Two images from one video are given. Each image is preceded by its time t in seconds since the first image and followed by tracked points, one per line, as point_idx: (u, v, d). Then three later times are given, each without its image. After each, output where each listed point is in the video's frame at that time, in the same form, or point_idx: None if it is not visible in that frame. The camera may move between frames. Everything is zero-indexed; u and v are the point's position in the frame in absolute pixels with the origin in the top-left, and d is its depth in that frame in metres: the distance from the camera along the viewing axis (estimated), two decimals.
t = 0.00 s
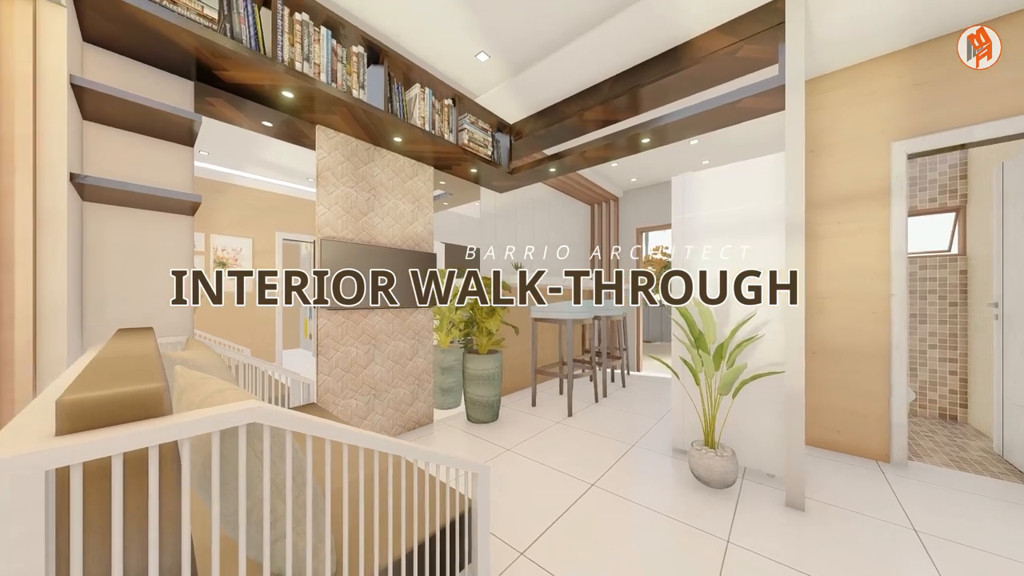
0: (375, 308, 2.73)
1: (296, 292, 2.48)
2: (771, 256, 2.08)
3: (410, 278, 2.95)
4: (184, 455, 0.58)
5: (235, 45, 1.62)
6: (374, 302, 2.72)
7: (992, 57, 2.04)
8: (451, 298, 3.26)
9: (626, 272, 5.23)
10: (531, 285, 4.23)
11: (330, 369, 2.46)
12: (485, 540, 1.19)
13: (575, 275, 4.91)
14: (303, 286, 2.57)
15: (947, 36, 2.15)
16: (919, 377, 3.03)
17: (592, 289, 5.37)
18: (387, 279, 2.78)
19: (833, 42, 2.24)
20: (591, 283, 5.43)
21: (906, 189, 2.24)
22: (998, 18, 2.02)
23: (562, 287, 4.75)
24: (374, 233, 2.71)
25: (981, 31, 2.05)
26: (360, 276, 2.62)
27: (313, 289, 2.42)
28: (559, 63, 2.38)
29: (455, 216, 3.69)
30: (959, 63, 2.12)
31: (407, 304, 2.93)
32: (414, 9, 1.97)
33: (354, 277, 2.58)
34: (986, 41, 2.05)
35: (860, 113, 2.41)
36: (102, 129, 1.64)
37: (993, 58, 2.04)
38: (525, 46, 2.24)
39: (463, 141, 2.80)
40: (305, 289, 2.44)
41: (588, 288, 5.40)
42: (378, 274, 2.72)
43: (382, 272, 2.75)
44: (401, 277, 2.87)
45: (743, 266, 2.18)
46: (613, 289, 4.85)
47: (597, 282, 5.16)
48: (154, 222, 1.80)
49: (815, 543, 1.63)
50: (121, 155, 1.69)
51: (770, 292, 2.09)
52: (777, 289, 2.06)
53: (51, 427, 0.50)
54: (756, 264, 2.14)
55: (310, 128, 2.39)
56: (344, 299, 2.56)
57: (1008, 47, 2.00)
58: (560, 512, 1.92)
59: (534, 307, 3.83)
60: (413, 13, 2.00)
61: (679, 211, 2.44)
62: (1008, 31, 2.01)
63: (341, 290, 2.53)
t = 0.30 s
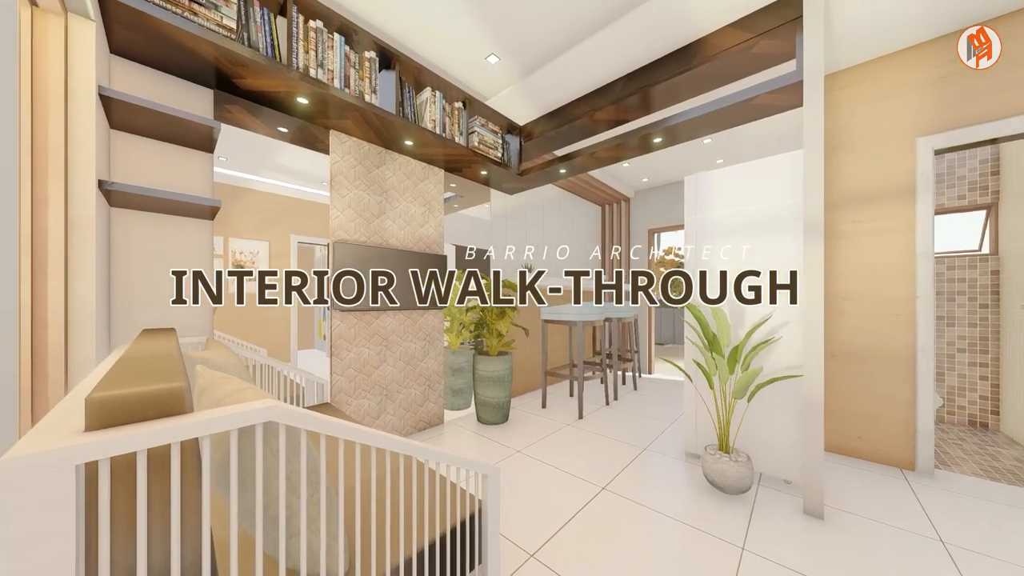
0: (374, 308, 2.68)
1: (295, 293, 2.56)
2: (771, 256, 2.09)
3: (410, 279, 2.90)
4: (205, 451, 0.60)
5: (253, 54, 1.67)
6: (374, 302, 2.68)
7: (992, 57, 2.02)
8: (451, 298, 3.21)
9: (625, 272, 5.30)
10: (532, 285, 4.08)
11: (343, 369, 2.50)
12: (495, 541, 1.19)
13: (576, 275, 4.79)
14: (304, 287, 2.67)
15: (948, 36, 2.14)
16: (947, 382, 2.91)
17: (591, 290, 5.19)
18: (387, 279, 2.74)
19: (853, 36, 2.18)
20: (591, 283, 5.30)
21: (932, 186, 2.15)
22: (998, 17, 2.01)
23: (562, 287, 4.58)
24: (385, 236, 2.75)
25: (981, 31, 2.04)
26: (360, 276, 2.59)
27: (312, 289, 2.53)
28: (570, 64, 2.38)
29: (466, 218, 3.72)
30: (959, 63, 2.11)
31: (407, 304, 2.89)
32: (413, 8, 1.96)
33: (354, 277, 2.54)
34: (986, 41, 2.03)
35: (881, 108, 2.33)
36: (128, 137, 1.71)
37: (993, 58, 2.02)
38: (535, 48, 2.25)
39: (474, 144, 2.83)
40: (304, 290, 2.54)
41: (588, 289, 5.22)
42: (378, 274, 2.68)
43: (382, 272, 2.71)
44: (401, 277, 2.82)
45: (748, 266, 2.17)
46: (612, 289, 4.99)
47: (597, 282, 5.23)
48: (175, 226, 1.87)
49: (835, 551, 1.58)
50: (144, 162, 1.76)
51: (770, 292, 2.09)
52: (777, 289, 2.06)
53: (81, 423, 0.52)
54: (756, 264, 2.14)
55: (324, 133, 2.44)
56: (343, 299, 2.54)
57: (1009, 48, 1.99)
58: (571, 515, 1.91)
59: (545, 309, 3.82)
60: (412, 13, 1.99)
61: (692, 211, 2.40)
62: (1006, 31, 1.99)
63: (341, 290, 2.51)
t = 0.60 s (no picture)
0: (374, 308, 2.64)
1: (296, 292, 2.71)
2: (772, 256, 2.09)
3: (410, 279, 2.85)
4: (224, 449, 0.61)
5: (269, 61, 1.72)
6: (374, 302, 2.64)
7: (992, 57, 2.03)
8: (451, 297, 3.16)
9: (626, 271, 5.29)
10: (531, 285, 3.85)
11: (355, 370, 2.53)
12: (504, 542, 1.19)
13: (575, 275, 4.67)
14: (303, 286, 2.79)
15: (948, 36, 2.14)
16: (976, 387, 2.79)
17: (591, 290, 4.99)
18: (387, 279, 2.70)
19: (874, 28, 2.12)
20: (591, 283, 5.02)
21: (961, 183, 2.07)
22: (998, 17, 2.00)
23: (561, 287, 4.47)
24: (397, 239, 2.78)
25: (981, 31, 2.03)
26: (360, 276, 2.57)
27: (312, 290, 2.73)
28: (581, 64, 2.38)
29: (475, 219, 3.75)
30: (960, 63, 2.11)
31: (407, 305, 2.84)
32: (412, 8, 1.95)
33: (354, 277, 2.52)
34: (986, 41, 2.04)
35: (905, 103, 2.26)
36: (152, 145, 1.77)
37: (993, 58, 2.03)
38: (545, 49, 2.25)
39: (483, 146, 2.84)
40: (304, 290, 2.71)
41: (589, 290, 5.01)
42: (378, 274, 2.65)
43: (382, 272, 2.68)
44: (401, 277, 2.78)
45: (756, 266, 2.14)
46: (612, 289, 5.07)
47: (597, 283, 5.17)
48: (196, 230, 1.93)
49: (856, 560, 1.53)
50: (167, 169, 1.82)
51: (770, 292, 2.09)
52: (777, 289, 2.06)
53: (108, 420, 0.54)
54: (756, 264, 2.14)
55: (337, 137, 2.49)
56: (343, 299, 2.53)
57: (1008, 48, 1.99)
58: (581, 517, 1.89)
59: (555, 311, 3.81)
60: (411, 12, 1.98)
61: (705, 211, 2.36)
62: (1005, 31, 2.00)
63: (341, 290, 2.50)
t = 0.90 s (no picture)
0: (375, 309, 2.64)
1: (296, 292, 2.76)
2: (771, 256, 2.09)
3: (410, 279, 2.81)
4: (240, 447, 0.63)
5: (284, 68, 1.76)
6: (373, 302, 2.64)
7: (992, 57, 2.03)
8: (451, 297, 3.13)
9: (626, 271, 5.24)
10: (532, 285, 3.61)
11: (367, 370, 2.57)
12: (513, 544, 1.19)
13: (575, 275, 4.53)
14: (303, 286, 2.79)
15: (948, 36, 2.14)
16: (1006, 393, 2.66)
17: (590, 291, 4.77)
18: (387, 280, 2.68)
19: (895, 21, 2.06)
20: (591, 283, 4.79)
21: (991, 179, 1.98)
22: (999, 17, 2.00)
23: (561, 287, 4.35)
24: (407, 241, 2.81)
25: (981, 31, 2.04)
26: (360, 276, 2.57)
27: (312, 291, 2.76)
28: (591, 64, 2.37)
29: (485, 221, 3.77)
30: (959, 63, 2.11)
31: (407, 305, 2.81)
32: (412, 7, 1.94)
33: (354, 277, 2.54)
34: (986, 41, 2.03)
35: (928, 97, 2.18)
36: (173, 151, 1.83)
37: (993, 58, 2.02)
38: (554, 50, 2.25)
39: (493, 148, 2.85)
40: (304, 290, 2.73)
41: (587, 290, 4.79)
42: (378, 274, 2.63)
43: (382, 272, 2.65)
44: (401, 277, 2.75)
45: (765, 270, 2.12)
46: (613, 289, 5.01)
47: (596, 283, 5.01)
48: (214, 234, 1.98)
49: (877, 570, 1.47)
50: (187, 175, 1.88)
51: (770, 293, 2.10)
52: (777, 289, 2.07)
53: (131, 418, 0.56)
54: (755, 264, 2.15)
55: (349, 141, 2.54)
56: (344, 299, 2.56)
57: (1008, 48, 1.99)
58: (591, 520, 1.88)
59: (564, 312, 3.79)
60: (411, 12, 1.98)
61: (718, 211, 2.32)
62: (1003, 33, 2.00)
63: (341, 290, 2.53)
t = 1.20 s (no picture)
0: (376, 309, 2.63)
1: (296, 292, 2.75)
2: (773, 257, 2.09)
3: (410, 279, 2.78)
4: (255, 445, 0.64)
5: (297, 74, 1.80)
6: (373, 303, 2.63)
7: (992, 57, 2.01)
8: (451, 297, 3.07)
9: (626, 272, 5.18)
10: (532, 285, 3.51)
11: (377, 371, 2.59)
12: (522, 545, 1.18)
13: (575, 275, 4.45)
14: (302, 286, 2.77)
15: (948, 36, 2.14)
16: None
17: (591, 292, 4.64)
18: (387, 280, 2.66)
19: (915, 14, 2.00)
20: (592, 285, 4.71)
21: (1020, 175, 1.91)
22: (999, 17, 2.00)
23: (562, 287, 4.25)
24: (417, 242, 2.84)
25: (981, 31, 2.03)
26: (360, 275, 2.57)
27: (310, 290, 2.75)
28: (600, 65, 2.36)
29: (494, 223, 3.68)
30: (959, 63, 2.10)
31: (406, 305, 2.77)
32: (412, 8, 1.95)
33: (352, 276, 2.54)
34: (986, 41, 2.03)
35: (952, 91, 2.12)
36: (191, 157, 1.89)
37: (993, 58, 2.01)
38: (564, 50, 2.25)
39: (501, 149, 2.86)
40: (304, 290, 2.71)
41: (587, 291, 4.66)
42: (378, 274, 2.61)
43: (382, 271, 2.63)
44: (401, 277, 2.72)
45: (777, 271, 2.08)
46: (612, 289, 4.88)
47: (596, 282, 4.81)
48: (230, 237, 2.03)
49: None
50: (205, 180, 1.94)
51: (770, 293, 2.08)
52: (777, 289, 2.06)
53: (152, 415, 0.58)
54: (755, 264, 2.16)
55: (360, 145, 2.58)
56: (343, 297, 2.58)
57: (1008, 48, 1.98)
58: (601, 523, 1.86)
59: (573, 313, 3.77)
60: (411, 12, 1.98)
61: (730, 211, 2.29)
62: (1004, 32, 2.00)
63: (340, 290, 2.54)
